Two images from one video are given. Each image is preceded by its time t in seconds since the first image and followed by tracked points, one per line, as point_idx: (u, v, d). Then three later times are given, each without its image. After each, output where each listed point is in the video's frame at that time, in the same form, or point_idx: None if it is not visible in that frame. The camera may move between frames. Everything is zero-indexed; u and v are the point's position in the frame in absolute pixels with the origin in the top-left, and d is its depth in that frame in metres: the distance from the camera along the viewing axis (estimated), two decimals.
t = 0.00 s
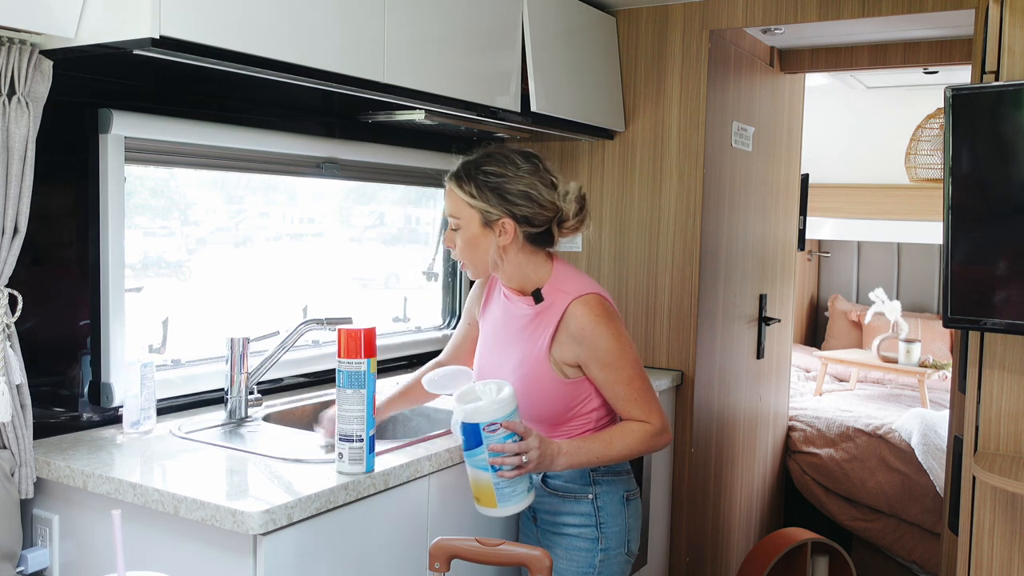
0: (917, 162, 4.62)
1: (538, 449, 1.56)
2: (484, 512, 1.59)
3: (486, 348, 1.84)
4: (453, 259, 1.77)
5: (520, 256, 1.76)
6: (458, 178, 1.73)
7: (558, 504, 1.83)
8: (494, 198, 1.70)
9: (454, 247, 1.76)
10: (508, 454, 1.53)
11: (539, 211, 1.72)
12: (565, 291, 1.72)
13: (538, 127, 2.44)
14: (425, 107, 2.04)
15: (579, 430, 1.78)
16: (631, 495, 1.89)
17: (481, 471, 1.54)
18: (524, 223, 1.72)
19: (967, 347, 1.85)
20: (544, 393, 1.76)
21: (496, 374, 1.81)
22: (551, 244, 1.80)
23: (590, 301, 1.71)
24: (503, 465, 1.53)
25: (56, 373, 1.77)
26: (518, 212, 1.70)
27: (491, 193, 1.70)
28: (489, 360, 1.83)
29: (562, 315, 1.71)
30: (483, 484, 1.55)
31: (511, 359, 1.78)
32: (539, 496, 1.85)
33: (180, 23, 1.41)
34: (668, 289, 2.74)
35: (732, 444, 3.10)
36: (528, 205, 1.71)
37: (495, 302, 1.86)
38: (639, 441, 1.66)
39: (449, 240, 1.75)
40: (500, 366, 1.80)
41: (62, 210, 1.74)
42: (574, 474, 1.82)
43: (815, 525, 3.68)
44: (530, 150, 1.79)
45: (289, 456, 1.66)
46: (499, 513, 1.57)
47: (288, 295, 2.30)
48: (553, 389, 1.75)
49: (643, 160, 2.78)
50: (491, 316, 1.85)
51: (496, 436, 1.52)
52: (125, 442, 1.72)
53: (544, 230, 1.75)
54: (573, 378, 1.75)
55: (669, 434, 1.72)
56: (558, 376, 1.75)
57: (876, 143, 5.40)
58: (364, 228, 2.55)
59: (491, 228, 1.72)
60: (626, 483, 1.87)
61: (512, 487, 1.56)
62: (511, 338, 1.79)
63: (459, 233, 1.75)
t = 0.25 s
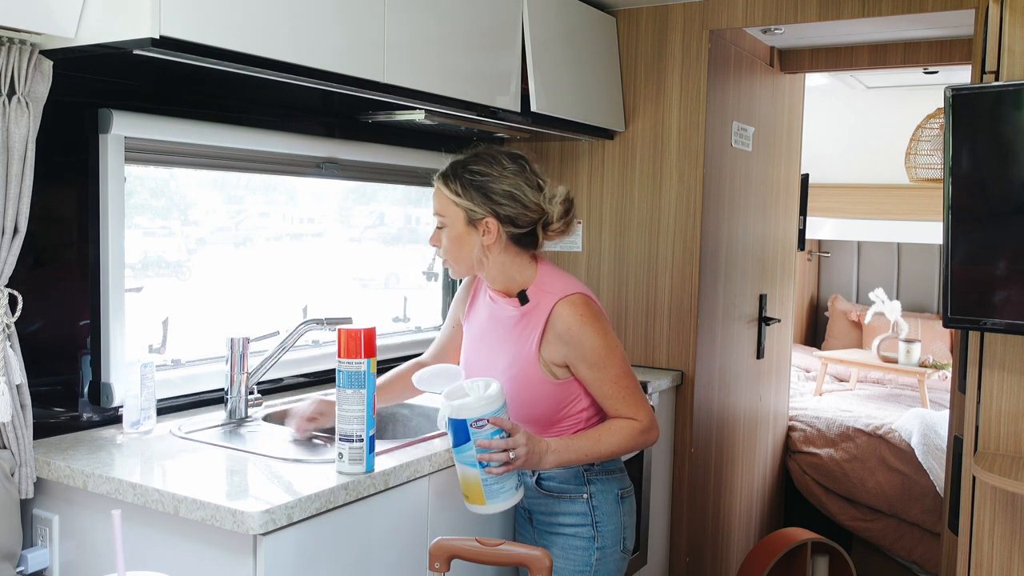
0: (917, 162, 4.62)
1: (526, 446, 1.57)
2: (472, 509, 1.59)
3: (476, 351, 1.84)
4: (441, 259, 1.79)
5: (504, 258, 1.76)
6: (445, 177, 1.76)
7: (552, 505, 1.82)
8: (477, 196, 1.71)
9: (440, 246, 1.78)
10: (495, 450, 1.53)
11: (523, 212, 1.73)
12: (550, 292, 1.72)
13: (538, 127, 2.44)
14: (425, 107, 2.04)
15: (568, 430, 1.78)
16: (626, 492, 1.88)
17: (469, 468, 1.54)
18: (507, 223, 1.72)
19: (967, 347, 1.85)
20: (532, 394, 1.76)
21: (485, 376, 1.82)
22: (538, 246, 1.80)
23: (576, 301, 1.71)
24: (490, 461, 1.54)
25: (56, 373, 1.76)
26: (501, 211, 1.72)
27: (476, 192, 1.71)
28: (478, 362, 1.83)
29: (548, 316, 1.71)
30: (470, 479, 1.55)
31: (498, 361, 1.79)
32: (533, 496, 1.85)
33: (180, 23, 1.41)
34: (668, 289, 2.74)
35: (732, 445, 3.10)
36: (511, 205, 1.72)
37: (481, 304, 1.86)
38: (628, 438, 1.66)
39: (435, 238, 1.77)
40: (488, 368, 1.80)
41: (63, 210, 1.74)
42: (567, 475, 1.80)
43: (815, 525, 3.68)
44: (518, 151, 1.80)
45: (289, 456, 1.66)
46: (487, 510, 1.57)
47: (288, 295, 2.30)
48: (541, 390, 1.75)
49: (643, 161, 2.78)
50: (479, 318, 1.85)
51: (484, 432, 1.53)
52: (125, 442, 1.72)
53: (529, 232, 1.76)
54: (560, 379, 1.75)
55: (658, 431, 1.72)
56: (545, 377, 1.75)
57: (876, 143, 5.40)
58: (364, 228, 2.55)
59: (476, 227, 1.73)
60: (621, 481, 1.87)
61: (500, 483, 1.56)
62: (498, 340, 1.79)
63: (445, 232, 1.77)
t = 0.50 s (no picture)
0: (917, 162, 4.62)
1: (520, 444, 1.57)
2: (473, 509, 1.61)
3: (469, 354, 1.84)
4: (429, 263, 1.80)
5: (491, 259, 1.76)
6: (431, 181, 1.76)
7: (553, 504, 1.83)
8: (462, 199, 1.71)
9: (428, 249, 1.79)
10: (490, 451, 1.54)
11: (509, 214, 1.73)
12: (537, 291, 1.73)
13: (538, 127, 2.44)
14: (425, 106, 2.04)
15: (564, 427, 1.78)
16: (626, 490, 1.88)
17: (466, 470, 1.55)
18: (492, 226, 1.72)
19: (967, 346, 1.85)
20: (526, 394, 1.76)
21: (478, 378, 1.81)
22: (524, 248, 1.80)
23: (564, 298, 1.71)
24: (487, 462, 1.54)
25: (56, 373, 1.76)
26: (486, 213, 1.72)
27: (461, 195, 1.72)
28: (471, 365, 1.83)
29: (537, 314, 1.71)
30: (468, 481, 1.56)
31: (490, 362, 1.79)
32: (533, 497, 1.85)
33: (180, 23, 1.41)
34: (668, 289, 2.74)
35: (732, 445, 3.10)
36: (496, 207, 1.72)
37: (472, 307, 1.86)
38: (625, 430, 1.66)
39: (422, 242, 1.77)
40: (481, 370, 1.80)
41: (62, 211, 1.74)
42: (566, 475, 1.80)
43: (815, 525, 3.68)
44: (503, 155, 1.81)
45: (289, 456, 1.66)
46: (488, 510, 1.58)
47: (288, 295, 2.30)
48: (534, 388, 1.75)
49: (642, 160, 2.78)
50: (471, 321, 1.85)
51: (477, 433, 1.54)
52: (125, 442, 1.72)
53: (515, 234, 1.76)
54: (553, 377, 1.75)
55: (655, 422, 1.72)
56: (537, 375, 1.75)
57: (876, 143, 5.40)
58: (364, 228, 2.55)
59: (461, 230, 1.73)
60: (620, 479, 1.87)
61: (499, 483, 1.57)
62: (489, 342, 1.79)
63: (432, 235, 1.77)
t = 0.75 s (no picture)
0: (917, 163, 4.62)
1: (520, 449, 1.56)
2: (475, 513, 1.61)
3: (470, 357, 1.85)
4: (426, 267, 1.81)
5: (487, 262, 1.76)
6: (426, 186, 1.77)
7: (553, 505, 1.83)
8: (456, 204, 1.72)
9: (425, 253, 1.80)
10: (488, 455, 1.54)
11: (503, 217, 1.73)
12: (535, 293, 1.72)
13: (538, 127, 2.44)
14: (425, 107, 2.04)
15: (564, 427, 1.78)
16: (627, 490, 1.88)
17: (466, 474, 1.55)
18: (487, 229, 1.73)
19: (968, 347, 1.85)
20: (524, 396, 1.76)
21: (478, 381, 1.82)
22: (520, 250, 1.80)
23: (561, 299, 1.71)
24: (485, 466, 1.54)
25: (56, 373, 1.76)
26: (480, 217, 1.72)
27: (455, 199, 1.72)
28: (471, 367, 1.84)
29: (534, 316, 1.71)
30: (468, 485, 1.56)
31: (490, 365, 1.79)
32: (534, 497, 1.86)
33: (180, 23, 1.41)
34: (668, 289, 2.74)
35: (732, 445, 3.10)
36: (490, 210, 1.72)
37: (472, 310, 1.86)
38: (625, 430, 1.66)
39: (419, 246, 1.79)
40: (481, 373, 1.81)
41: (61, 211, 1.74)
42: (566, 475, 1.81)
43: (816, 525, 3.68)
44: (497, 158, 1.81)
45: (289, 456, 1.66)
46: (489, 513, 1.59)
47: (288, 295, 2.30)
48: (533, 390, 1.75)
49: (642, 160, 2.78)
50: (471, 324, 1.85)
51: (475, 438, 1.53)
52: (125, 442, 1.72)
53: (510, 236, 1.76)
54: (552, 378, 1.75)
55: (656, 420, 1.72)
56: (536, 377, 1.75)
57: (876, 143, 5.40)
58: (364, 228, 2.55)
59: (456, 233, 1.74)
60: (621, 480, 1.87)
61: (499, 486, 1.58)
62: (488, 344, 1.79)
63: (429, 239, 1.78)
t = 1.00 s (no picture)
0: (917, 162, 4.62)
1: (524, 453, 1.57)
2: (475, 517, 1.61)
3: (468, 361, 1.84)
4: (423, 269, 1.81)
5: (484, 266, 1.76)
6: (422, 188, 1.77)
7: (552, 506, 1.83)
8: (452, 206, 1.72)
9: (422, 256, 1.80)
10: (493, 460, 1.54)
11: (499, 220, 1.74)
12: (533, 299, 1.72)
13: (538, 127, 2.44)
14: (425, 107, 2.04)
15: (564, 431, 1.78)
16: (625, 489, 1.88)
17: (468, 480, 1.55)
18: (483, 231, 1.73)
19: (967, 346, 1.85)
20: (524, 401, 1.76)
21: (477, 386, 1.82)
22: (517, 254, 1.79)
23: (560, 305, 1.71)
24: (489, 471, 1.54)
25: (56, 373, 1.76)
26: (476, 219, 1.72)
27: (450, 201, 1.72)
28: (470, 372, 1.83)
29: (533, 322, 1.71)
30: (471, 490, 1.56)
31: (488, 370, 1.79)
32: (532, 498, 1.86)
33: (180, 23, 1.41)
34: (668, 289, 2.74)
35: (732, 445, 3.10)
36: (486, 213, 1.73)
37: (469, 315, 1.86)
38: (625, 433, 1.67)
39: (416, 248, 1.79)
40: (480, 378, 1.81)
41: (61, 211, 1.74)
42: (564, 476, 1.81)
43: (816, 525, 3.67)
44: (494, 161, 1.82)
45: (289, 456, 1.66)
46: (491, 518, 1.59)
47: (288, 295, 2.30)
48: (532, 395, 1.75)
49: (642, 160, 2.78)
50: (469, 328, 1.85)
51: (480, 443, 1.53)
52: (125, 442, 1.72)
53: (506, 239, 1.76)
54: (551, 382, 1.75)
55: (654, 423, 1.73)
56: (535, 382, 1.75)
57: (876, 143, 5.40)
58: (364, 228, 2.55)
59: (452, 236, 1.74)
60: (619, 479, 1.87)
61: (500, 492, 1.58)
62: (486, 350, 1.79)
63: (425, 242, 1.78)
